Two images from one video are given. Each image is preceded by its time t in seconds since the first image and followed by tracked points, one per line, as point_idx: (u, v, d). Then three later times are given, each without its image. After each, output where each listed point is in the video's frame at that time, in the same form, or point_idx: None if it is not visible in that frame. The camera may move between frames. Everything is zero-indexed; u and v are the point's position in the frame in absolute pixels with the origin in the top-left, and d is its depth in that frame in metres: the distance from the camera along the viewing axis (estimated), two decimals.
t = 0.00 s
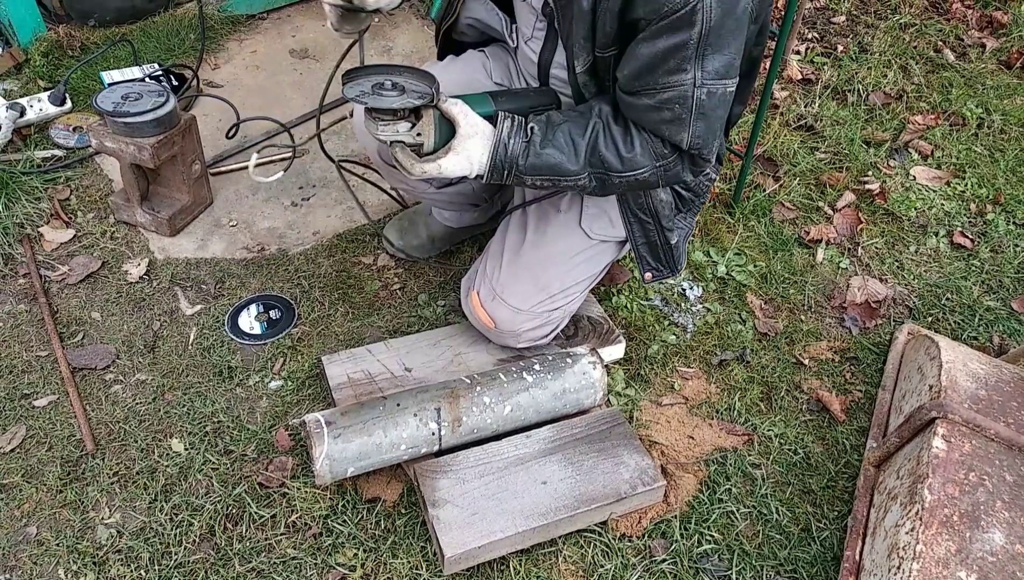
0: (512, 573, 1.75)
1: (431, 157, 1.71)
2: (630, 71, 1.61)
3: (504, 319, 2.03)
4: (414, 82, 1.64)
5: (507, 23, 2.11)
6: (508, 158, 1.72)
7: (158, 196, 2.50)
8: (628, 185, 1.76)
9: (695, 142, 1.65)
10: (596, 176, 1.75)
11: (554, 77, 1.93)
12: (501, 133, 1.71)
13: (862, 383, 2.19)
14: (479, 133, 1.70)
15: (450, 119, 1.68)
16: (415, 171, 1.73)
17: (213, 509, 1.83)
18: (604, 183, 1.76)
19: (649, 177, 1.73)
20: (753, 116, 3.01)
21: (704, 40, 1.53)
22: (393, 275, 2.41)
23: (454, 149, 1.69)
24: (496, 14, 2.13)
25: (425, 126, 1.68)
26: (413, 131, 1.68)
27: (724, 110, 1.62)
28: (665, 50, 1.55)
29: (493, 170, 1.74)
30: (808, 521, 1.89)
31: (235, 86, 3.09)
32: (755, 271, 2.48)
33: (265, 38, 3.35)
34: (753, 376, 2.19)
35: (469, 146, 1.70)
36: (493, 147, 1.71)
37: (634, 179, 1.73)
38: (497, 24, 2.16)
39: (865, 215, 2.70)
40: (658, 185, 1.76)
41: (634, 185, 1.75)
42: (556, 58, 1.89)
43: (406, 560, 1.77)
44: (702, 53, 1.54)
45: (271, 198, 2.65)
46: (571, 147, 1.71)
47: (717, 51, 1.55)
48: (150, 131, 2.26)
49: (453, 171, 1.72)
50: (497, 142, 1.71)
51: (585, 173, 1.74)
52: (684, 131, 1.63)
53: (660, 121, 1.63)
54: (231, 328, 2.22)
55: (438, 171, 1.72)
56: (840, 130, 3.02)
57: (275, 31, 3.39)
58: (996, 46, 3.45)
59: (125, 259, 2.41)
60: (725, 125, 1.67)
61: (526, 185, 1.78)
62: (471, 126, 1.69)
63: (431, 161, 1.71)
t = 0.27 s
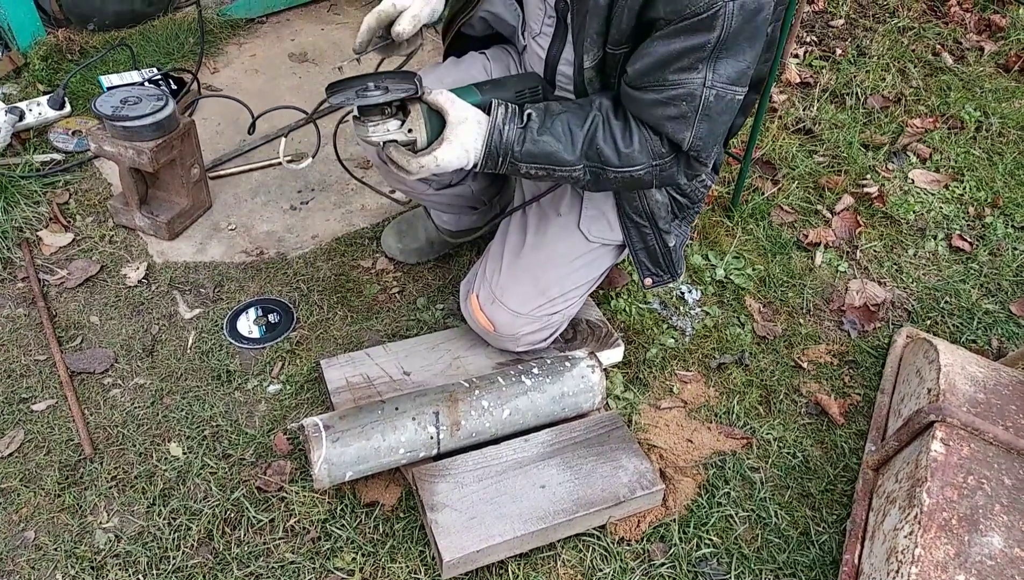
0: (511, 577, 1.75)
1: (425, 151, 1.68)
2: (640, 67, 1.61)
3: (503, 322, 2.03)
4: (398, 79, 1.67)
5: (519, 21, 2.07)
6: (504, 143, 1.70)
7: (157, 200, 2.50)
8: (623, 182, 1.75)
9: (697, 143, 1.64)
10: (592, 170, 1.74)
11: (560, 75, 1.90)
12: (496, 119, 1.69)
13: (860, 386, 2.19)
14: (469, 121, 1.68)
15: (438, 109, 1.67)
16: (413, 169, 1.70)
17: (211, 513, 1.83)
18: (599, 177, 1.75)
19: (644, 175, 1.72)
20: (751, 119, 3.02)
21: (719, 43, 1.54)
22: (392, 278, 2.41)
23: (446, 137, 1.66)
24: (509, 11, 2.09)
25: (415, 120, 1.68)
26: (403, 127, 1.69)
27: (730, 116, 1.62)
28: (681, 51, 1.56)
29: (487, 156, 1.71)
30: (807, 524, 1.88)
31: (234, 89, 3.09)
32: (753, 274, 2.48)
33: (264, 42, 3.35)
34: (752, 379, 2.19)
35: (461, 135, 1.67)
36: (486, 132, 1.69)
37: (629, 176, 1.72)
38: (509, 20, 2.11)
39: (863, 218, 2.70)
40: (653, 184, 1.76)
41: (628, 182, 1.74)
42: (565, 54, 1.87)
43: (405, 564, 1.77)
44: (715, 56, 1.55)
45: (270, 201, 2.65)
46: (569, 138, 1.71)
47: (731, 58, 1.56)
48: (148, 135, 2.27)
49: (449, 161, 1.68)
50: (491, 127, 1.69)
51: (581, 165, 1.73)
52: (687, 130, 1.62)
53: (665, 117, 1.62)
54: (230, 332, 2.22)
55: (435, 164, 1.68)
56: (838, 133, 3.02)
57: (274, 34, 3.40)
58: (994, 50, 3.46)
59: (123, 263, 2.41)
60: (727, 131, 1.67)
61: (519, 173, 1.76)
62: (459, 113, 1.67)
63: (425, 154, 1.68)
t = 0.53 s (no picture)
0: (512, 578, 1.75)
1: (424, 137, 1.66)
2: (648, 63, 1.60)
3: (504, 324, 2.03)
4: (390, 75, 1.70)
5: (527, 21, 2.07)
6: (501, 127, 1.68)
7: (159, 201, 2.51)
8: (621, 176, 1.74)
9: (699, 141, 1.64)
10: (590, 163, 1.72)
11: (564, 74, 1.90)
12: (494, 104, 1.68)
13: (862, 388, 2.19)
14: (465, 102, 1.66)
15: (432, 96, 1.67)
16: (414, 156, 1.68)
17: (213, 515, 1.83)
18: (597, 169, 1.73)
19: (642, 170, 1.71)
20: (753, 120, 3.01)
21: (730, 44, 1.54)
22: (393, 279, 2.41)
23: (443, 121, 1.65)
24: (519, 11, 2.09)
25: (410, 109, 1.68)
26: (400, 117, 1.69)
27: (734, 117, 1.62)
28: (691, 51, 1.56)
29: (484, 141, 1.69)
30: (809, 526, 1.88)
31: (237, 91, 3.09)
32: (755, 275, 2.48)
33: (266, 43, 3.36)
34: (754, 381, 2.19)
35: (458, 117, 1.65)
36: (484, 116, 1.68)
37: (626, 169, 1.71)
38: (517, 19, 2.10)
39: (865, 219, 2.70)
40: (650, 181, 1.75)
41: (625, 176, 1.73)
42: (570, 54, 1.86)
43: (406, 565, 1.77)
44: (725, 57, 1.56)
45: (271, 203, 2.65)
46: (568, 126, 1.69)
47: (741, 62, 1.58)
48: (150, 137, 2.27)
49: (449, 144, 1.65)
50: (490, 111, 1.68)
51: (578, 154, 1.72)
52: (691, 127, 1.62)
53: (669, 112, 1.62)
54: (231, 333, 2.22)
55: (435, 149, 1.66)
56: (840, 134, 3.02)
57: (276, 36, 3.40)
58: (996, 51, 3.45)
59: (125, 264, 2.41)
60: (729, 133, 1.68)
61: (515, 159, 1.74)
62: (453, 96, 1.66)
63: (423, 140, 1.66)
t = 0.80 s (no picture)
0: None
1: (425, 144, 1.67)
2: (649, 67, 1.61)
3: (504, 328, 2.03)
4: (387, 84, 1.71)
5: (529, 25, 2.09)
6: (501, 130, 1.69)
7: (160, 207, 2.51)
8: (620, 180, 1.74)
9: (699, 144, 1.65)
10: (589, 166, 1.73)
11: (565, 77, 1.91)
12: (494, 106, 1.68)
13: (862, 391, 2.19)
14: (463, 107, 1.67)
15: (430, 102, 1.68)
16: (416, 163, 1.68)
17: (214, 519, 1.83)
18: (596, 173, 1.74)
19: (641, 174, 1.71)
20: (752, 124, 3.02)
21: (732, 49, 1.55)
22: (394, 284, 2.41)
23: (443, 126, 1.65)
24: (520, 16, 2.11)
25: (410, 118, 1.70)
26: (400, 126, 1.70)
27: (734, 122, 1.64)
28: (693, 56, 1.57)
29: (484, 144, 1.70)
30: (810, 529, 1.88)
31: (237, 96, 3.10)
32: (755, 279, 2.48)
33: (266, 49, 3.37)
34: (754, 384, 2.19)
35: (457, 121, 1.66)
36: (484, 119, 1.68)
37: (626, 173, 1.71)
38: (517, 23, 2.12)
39: (865, 222, 2.70)
40: (649, 184, 1.75)
41: (624, 179, 1.73)
42: (571, 58, 1.87)
43: (407, 569, 1.77)
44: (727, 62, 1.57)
45: (272, 207, 2.66)
46: (568, 128, 1.70)
47: (742, 67, 1.59)
48: (151, 142, 2.28)
49: (449, 148, 1.66)
50: (489, 113, 1.68)
51: (578, 157, 1.72)
52: (691, 131, 1.63)
53: (669, 115, 1.63)
54: (232, 337, 2.23)
55: (436, 154, 1.66)
56: (839, 138, 3.03)
57: (276, 42, 3.41)
58: (994, 54, 3.46)
59: (126, 269, 2.42)
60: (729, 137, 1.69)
61: (515, 162, 1.74)
62: (450, 101, 1.67)
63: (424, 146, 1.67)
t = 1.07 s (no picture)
0: None
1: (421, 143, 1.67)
2: (644, 70, 1.63)
3: (502, 331, 2.04)
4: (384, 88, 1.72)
5: (524, 30, 2.10)
6: (498, 130, 1.70)
7: (156, 213, 2.51)
8: (616, 182, 1.75)
9: (694, 145, 1.66)
10: (585, 167, 1.74)
11: (562, 82, 1.92)
12: (491, 107, 1.69)
13: (858, 391, 2.20)
14: (459, 107, 1.68)
15: (426, 103, 1.69)
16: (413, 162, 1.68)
17: (213, 525, 1.83)
18: (592, 174, 1.75)
19: (636, 176, 1.72)
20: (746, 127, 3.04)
21: (727, 52, 1.57)
22: (391, 288, 2.42)
23: (439, 126, 1.66)
24: (515, 20, 2.13)
25: (406, 119, 1.70)
26: (396, 128, 1.71)
27: (729, 124, 1.65)
28: (688, 59, 1.58)
29: (481, 144, 1.70)
30: (806, 529, 1.89)
31: (233, 102, 3.11)
32: (750, 281, 2.50)
33: (262, 55, 3.38)
34: (750, 386, 2.20)
35: (453, 121, 1.67)
36: (480, 119, 1.69)
37: (622, 174, 1.72)
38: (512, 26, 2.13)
39: (859, 223, 2.72)
40: (644, 186, 1.76)
41: (619, 180, 1.74)
42: (567, 63, 1.88)
43: (406, 573, 1.77)
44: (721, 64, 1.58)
45: (269, 212, 2.66)
46: (564, 129, 1.70)
47: (737, 70, 1.60)
48: (148, 148, 2.28)
49: (446, 147, 1.66)
50: (486, 114, 1.69)
51: (574, 157, 1.73)
52: (686, 133, 1.64)
53: (665, 118, 1.64)
54: (230, 343, 2.23)
55: (433, 152, 1.66)
56: (833, 140, 3.04)
57: (271, 48, 3.42)
58: (985, 56, 3.49)
59: (123, 275, 2.42)
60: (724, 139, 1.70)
61: (511, 162, 1.75)
62: (446, 101, 1.67)
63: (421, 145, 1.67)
